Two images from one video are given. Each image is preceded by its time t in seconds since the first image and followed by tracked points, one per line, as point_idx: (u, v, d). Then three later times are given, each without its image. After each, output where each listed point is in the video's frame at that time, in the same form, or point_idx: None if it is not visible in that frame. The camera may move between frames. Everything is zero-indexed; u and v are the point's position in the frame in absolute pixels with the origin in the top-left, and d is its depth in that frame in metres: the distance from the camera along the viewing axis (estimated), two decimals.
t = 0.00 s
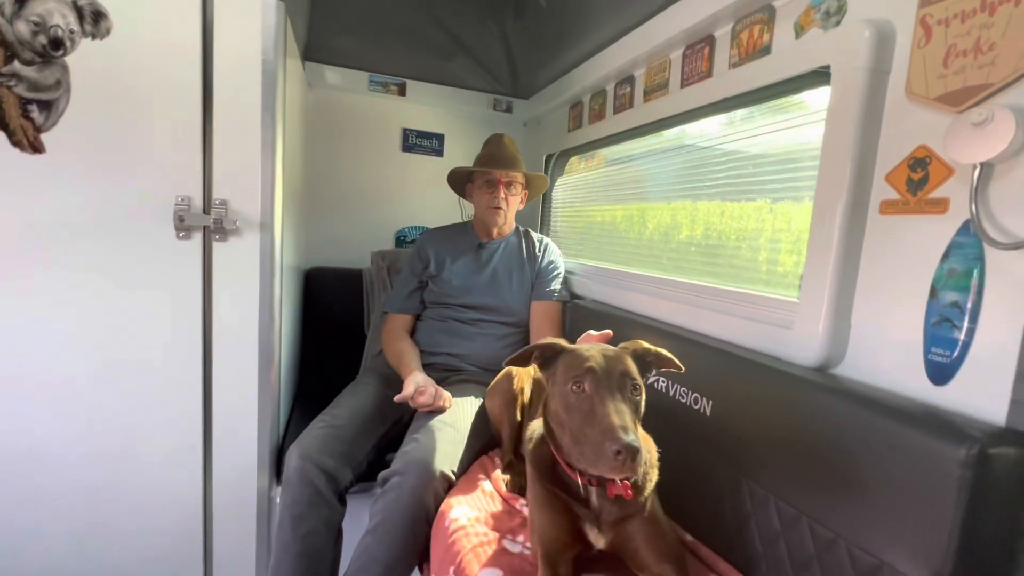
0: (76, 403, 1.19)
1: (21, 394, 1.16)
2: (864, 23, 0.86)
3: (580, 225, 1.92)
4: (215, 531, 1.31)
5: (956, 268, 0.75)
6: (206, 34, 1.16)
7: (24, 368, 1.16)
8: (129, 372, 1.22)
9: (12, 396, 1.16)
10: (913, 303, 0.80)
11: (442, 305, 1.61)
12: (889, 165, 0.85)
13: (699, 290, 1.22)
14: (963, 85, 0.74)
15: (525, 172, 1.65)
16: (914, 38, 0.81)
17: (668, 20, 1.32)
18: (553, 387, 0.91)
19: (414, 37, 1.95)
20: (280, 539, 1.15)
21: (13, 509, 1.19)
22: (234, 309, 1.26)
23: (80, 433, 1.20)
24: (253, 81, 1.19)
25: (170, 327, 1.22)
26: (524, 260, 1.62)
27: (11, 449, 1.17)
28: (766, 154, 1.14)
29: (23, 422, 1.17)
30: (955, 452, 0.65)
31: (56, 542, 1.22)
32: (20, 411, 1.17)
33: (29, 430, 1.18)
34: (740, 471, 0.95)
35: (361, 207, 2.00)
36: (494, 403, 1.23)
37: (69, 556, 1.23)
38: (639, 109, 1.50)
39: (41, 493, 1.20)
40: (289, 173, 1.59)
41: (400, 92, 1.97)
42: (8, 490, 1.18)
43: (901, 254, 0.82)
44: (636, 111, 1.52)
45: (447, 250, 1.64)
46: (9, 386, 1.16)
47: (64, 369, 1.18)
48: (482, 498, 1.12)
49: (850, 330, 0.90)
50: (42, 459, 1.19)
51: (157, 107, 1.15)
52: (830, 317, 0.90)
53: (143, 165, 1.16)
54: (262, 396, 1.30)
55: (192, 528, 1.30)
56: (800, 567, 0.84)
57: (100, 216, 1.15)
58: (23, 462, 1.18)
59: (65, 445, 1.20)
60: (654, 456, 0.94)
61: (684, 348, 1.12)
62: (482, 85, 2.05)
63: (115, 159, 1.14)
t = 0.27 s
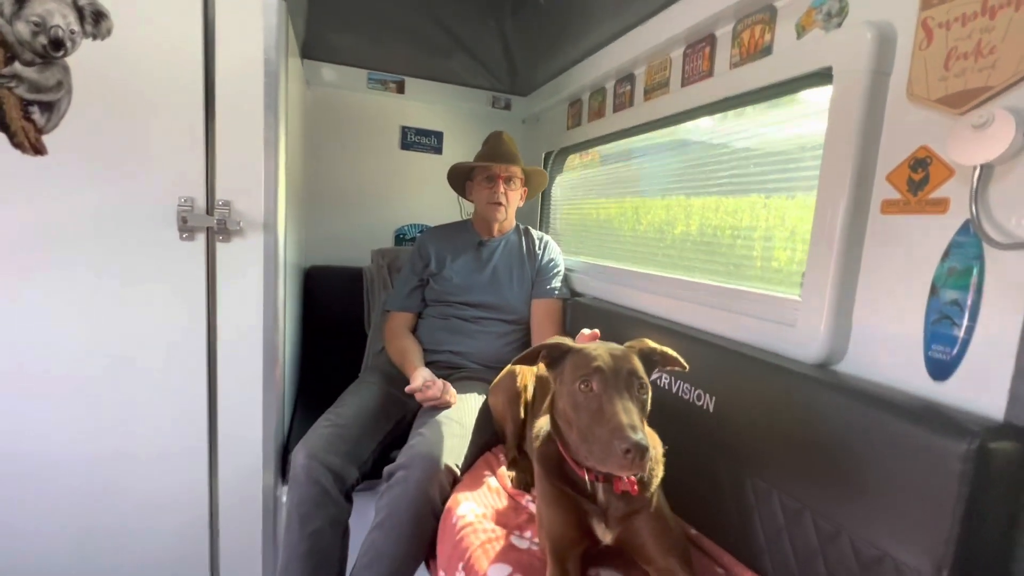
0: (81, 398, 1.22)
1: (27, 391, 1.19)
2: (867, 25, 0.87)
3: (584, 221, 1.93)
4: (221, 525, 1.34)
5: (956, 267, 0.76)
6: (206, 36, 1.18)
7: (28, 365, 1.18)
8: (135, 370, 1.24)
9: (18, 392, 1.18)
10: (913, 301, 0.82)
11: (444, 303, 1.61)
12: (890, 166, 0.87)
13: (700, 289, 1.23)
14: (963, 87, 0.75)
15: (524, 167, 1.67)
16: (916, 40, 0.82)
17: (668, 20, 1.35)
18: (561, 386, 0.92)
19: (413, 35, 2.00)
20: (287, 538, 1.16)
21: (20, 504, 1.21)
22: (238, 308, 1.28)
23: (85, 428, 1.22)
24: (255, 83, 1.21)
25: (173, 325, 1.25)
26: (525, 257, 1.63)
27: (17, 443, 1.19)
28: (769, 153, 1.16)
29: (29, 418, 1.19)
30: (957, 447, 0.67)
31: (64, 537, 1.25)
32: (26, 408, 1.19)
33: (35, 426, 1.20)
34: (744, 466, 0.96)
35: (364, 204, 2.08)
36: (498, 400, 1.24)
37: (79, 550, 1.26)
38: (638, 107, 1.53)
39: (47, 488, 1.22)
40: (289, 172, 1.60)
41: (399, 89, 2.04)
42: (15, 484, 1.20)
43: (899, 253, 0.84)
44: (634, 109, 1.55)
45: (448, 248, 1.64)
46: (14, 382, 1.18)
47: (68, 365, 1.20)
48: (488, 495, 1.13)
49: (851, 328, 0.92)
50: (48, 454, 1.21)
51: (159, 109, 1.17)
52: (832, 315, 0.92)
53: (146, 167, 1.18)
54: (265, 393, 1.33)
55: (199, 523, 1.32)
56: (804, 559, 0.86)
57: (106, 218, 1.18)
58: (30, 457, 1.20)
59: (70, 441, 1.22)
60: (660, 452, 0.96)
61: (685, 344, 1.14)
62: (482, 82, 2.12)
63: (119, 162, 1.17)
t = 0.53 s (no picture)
0: (80, 402, 1.21)
1: (25, 395, 1.18)
2: (864, 25, 0.88)
3: (582, 219, 1.93)
4: (224, 526, 1.34)
5: (954, 266, 0.77)
6: (202, 38, 1.18)
7: (26, 371, 1.18)
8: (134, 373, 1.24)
9: (16, 397, 1.18)
10: (911, 300, 0.83)
11: (443, 302, 1.62)
12: (888, 165, 0.87)
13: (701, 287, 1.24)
14: (961, 87, 0.76)
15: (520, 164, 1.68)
16: (913, 40, 0.83)
17: (664, 19, 1.35)
18: (563, 388, 0.93)
19: (408, 33, 2.02)
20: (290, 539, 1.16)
21: (20, 508, 1.21)
22: (237, 310, 1.28)
23: (85, 432, 1.22)
24: (252, 85, 1.21)
25: (172, 327, 1.25)
26: (523, 255, 1.64)
27: (17, 448, 1.19)
28: (767, 153, 1.16)
29: (29, 423, 1.19)
30: (957, 444, 0.67)
31: (65, 541, 1.25)
32: (24, 412, 1.19)
33: (35, 430, 1.19)
34: (745, 463, 0.97)
35: (363, 202, 2.11)
36: (499, 398, 1.24)
37: (80, 554, 1.26)
38: (635, 106, 1.54)
39: (48, 492, 1.22)
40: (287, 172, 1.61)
41: (395, 88, 2.07)
42: (15, 489, 1.20)
43: (897, 252, 0.85)
44: (632, 107, 1.56)
45: (446, 247, 1.64)
46: (13, 387, 1.17)
47: (66, 369, 1.20)
48: (491, 494, 1.14)
49: (850, 326, 0.92)
50: (47, 459, 1.21)
51: (156, 111, 1.16)
52: (830, 313, 0.92)
53: (143, 170, 1.17)
54: (265, 394, 1.33)
55: (200, 524, 1.33)
56: (805, 555, 0.87)
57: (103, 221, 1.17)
58: (30, 462, 1.20)
59: (70, 445, 1.22)
60: (661, 450, 0.97)
61: (684, 342, 1.15)
62: (478, 80, 2.15)
63: (116, 164, 1.16)
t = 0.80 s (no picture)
0: (76, 412, 1.20)
1: (21, 406, 1.17)
2: (862, 27, 0.87)
3: (579, 219, 1.93)
4: (224, 533, 1.34)
5: (953, 270, 0.77)
6: (194, 44, 1.17)
7: (21, 380, 1.17)
8: (131, 381, 1.23)
9: (11, 408, 1.17)
10: (910, 302, 0.83)
11: (440, 306, 1.62)
12: (887, 168, 0.87)
13: (697, 287, 1.25)
14: (959, 91, 0.76)
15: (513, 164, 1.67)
16: (911, 43, 0.83)
17: (660, 20, 1.35)
18: (564, 394, 0.93)
19: (402, 34, 2.01)
20: (290, 545, 1.16)
21: (17, 519, 1.20)
22: (234, 317, 1.28)
23: (82, 442, 1.21)
24: (246, 90, 1.21)
25: (168, 336, 1.24)
26: (520, 257, 1.64)
27: (13, 459, 1.18)
28: (763, 154, 1.16)
29: (25, 433, 1.18)
30: (957, 449, 0.68)
31: (63, 551, 1.24)
32: (20, 423, 1.18)
33: (31, 441, 1.18)
34: (745, 466, 0.97)
35: (358, 204, 2.11)
36: (498, 403, 1.24)
37: (78, 563, 1.25)
38: (631, 107, 1.53)
39: (45, 502, 1.21)
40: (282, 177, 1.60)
41: (391, 89, 2.06)
42: (12, 500, 1.19)
43: (896, 256, 0.85)
44: (628, 108, 1.55)
45: (443, 250, 1.64)
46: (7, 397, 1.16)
47: (62, 379, 1.19)
48: (492, 499, 1.14)
49: (850, 328, 0.93)
50: (44, 469, 1.20)
51: (149, 118, 1.15)
52: (830, 316, 0.93)
53: (136, 177, 1.16)
54: (263, 401, 1.33)
55: (199, 531, 1.32)
56: (805, 559, 0.87)
57: (96, 229, 1.16)
58: (27, 472, 1.19)
59: (67, 455, 1.21)
60: (662, 454, 0.97)
61: (682, 344, 1.15)
62: (474, 80, 2.14)
63: (109, 172, 1.15)
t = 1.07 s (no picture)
0: (69, 412, 1.20)
1: (12, 406, 1.16)
2: (856, 17, 0.87)
3: (574, 212, 1.92)
4: (220, 530, 1.34)
5: (946, 260, 0.77)
6: (182, 39, 1.16)
7: (12, 381, 1.16)
8: (124, 380, 1.22)
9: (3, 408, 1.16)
10: (904, 293, 0.83)
11: (435, 301, 1.62)
12: (880, 159, 0.87)
13: (692, 280, 1.25)
14: (952, 81, 0.75)
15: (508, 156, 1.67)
16: (905, 33, 0.82)
17: (654, 11, 1.34)
18: (559, 389, 0.93)
19: (393, 27, 2.00)
20: (286, 540, 1.16)
21: (11, 520, 1.20)
22: (228, 315, 1.27)
23: (75, 441, 1.21)
24: (235, 85, 1.19)
25: (161, 334, 1.23)
26: (515, 251, 1.64)
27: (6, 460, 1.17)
28: (757, 146, 1.16)
29: (18, 434, 1.17)
30: (950, 438, 0.68)
31: (58, 551, 1.24)
32: (12, 424, 1.17)
33: (24, 442, 1.18)
34: (740, 458, 0.98)
35: (352, 200, 2.10)
36: (495, 399, 1.23)
37: (74, 563, 1.25)
38: (626, 99, 1.53)
39: (40, 502, 1.21)
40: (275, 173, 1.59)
41: (383, 83, 2.05)
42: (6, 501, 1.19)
43: (890, 247, 0.85)
44: (622, 100, 1.55)
45: (438, 245, 1.64)
46: None
47: (52, 379, 1.18)
48: (489, 494, 1.14)
49: (844, 319, 0.93)
50: (37, 469, 1.19)
51: (137, 114, 1.14)
52: (825, 308, 0.93)
53: (126, 174, 1.15)
54: (259, 399, 1.33)
55: (196, 530, 1.32)
56: (800, 549, 0.88)
57: (85, 228, 1.15)
58: (21, 472, 1.19)
59: (60, 455, 1.20)
60: (656, 446, 0.97)
61: (677, 336, 1.15)
62: (467, 74, 2.13)
63: (98, 169, 1.14)
